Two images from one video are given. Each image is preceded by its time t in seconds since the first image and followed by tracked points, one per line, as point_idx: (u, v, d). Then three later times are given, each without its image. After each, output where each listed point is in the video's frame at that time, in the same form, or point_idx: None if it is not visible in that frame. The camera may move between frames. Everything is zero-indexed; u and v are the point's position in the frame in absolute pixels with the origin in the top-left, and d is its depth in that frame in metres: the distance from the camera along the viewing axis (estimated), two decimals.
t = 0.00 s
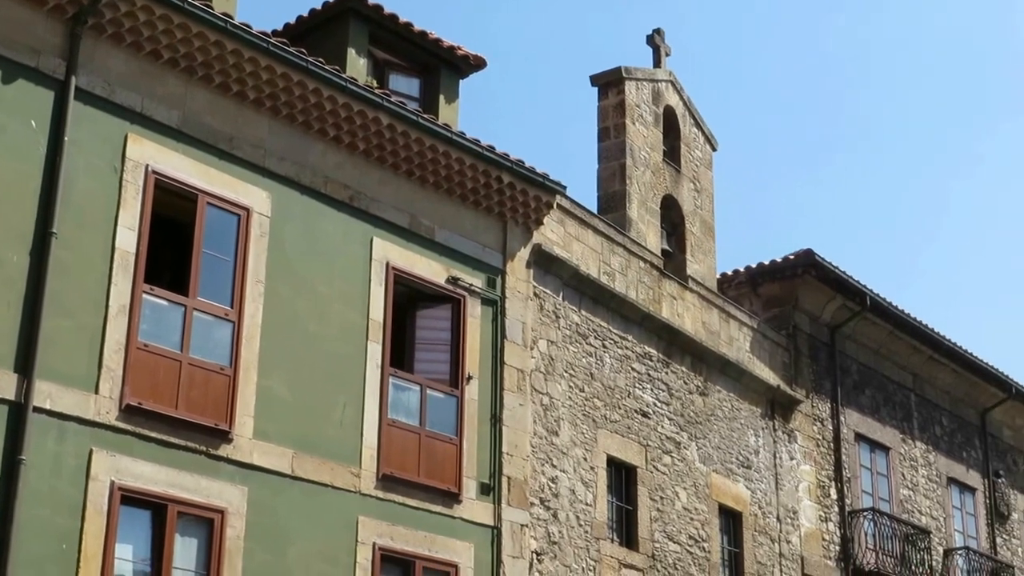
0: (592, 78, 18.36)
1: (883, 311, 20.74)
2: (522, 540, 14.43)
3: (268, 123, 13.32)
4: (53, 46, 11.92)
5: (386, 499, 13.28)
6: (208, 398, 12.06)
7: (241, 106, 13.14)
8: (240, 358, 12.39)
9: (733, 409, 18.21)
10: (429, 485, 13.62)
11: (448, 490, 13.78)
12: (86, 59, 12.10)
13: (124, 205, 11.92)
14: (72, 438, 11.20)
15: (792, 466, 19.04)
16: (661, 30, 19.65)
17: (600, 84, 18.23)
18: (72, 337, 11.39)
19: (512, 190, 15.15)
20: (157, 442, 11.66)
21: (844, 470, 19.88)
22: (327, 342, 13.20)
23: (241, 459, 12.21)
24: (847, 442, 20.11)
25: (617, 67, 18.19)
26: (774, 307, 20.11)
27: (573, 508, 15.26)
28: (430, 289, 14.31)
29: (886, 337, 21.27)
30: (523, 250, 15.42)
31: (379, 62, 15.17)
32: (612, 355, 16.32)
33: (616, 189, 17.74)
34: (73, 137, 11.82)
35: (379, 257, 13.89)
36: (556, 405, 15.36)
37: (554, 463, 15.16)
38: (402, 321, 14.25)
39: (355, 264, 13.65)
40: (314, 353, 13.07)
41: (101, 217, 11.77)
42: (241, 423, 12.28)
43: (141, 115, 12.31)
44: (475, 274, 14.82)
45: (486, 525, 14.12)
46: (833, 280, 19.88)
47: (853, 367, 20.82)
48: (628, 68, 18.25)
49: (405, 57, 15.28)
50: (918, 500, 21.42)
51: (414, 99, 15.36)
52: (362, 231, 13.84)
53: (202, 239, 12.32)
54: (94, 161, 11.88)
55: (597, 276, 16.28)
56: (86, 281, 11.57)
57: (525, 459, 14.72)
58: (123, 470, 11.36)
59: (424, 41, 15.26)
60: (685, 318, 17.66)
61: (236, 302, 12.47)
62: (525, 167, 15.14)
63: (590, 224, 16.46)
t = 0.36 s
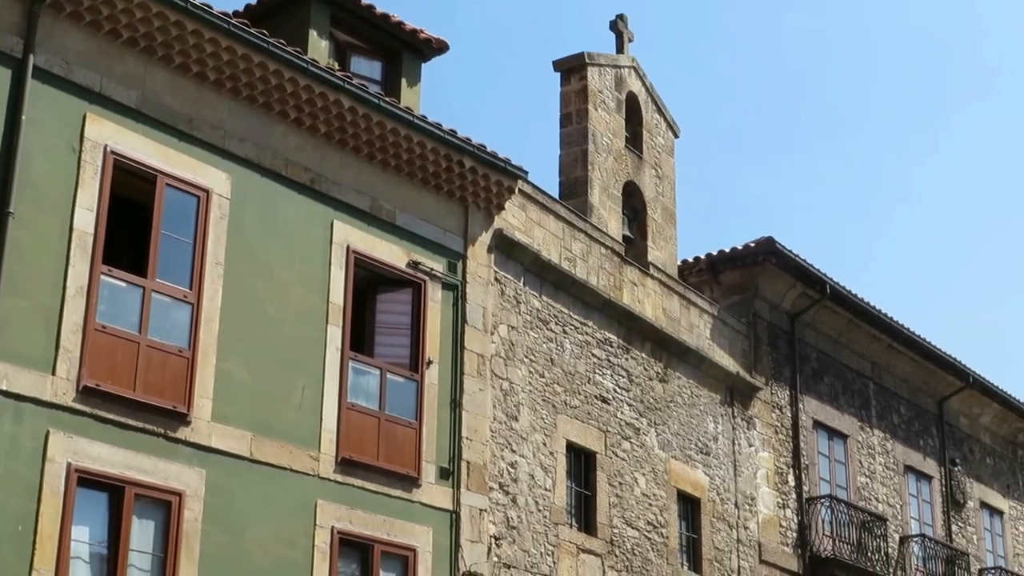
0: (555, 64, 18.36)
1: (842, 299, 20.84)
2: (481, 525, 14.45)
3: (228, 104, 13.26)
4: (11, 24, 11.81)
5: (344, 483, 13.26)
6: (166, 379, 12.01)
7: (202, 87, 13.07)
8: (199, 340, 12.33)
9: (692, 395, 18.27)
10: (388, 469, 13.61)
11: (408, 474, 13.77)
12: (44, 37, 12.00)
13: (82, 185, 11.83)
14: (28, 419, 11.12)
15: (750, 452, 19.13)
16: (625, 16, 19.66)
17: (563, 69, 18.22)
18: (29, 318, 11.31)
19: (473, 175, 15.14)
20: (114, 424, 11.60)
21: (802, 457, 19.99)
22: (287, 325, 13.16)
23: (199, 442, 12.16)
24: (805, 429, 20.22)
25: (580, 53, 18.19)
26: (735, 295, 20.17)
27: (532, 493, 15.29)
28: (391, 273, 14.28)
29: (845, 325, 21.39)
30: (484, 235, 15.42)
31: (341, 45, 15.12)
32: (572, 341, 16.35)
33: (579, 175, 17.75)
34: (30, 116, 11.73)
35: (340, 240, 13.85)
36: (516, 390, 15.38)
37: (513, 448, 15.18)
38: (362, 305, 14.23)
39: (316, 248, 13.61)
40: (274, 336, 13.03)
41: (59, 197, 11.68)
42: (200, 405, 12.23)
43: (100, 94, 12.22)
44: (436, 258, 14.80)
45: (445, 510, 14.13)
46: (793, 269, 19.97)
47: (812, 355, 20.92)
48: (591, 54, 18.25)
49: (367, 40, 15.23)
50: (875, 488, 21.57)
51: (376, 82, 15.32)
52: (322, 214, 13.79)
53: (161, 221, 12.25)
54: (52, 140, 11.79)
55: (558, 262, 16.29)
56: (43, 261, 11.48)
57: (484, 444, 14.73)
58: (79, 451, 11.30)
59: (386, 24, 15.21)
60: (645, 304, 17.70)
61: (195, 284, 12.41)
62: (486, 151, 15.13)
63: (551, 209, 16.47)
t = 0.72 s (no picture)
0: (524, 49, 18.34)
1: (809, 287, 20.92)
2: (447, 509, 14.45)
3: (195, 86, 13.19)
4: None
5: (311, 467, 13.24)
6: (131, 362, 11.96)
7: (169, 68, 13.00)
8: (164, 323, 12.28)
9: (659, 382, 18.31)
10: (354, 453, 13.59)
11: (374, 459, 13.76)
12: (10, 16, 11.89)
13: (47, 166, 11.75)
14: None
15: (717, 439, 19.19)
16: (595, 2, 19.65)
17: (532, 55, 18.20)
18: None
19: (442, 159, 15.12)
20: (78, 406, 11.55)
21: (768, 444, 20.08)
22: (253, 308, 13.12)
23: (165, 425, 12.12)
24: (771, 417, 20.30)
25: (550, 38, 18.17)
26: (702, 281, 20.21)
27: (498, 478, 15.30)
28: (358, 257, 14.25)
29: (812, 313, 21.48)
30: (453, 220, 15.40)
31: (310, 28, 15.07)
32: (540, 327, 16.36)
33: (547, 160, 17.74)
34: None
35: (307, 224, 13.80)
36: (483, 375, 15.38)
37: (480, 433, 15.18)
38: (329, 289, 14.19)
39: (283, 231, 13.56)
40: (241, 320, 12.98)
41: (23, 178, 11.59)
42: (165, 388, 12.19)
43: (65, 74, 12.13)
44: (403, 243, 14.78)
45: (411, 495, 14.12)
46: (760, 256, 20.03)
47: (778, 342, 20.99)
48: (560, 39, 18.23)
49: (336, 23, 15.18)
50: (840, 475, 21.68)
51: (344, 65, 15.27)
52: (289, 197, 13.75)
53: (127, 202, 12.19)
54: (17, 120, 11.69)
55: (526, 247, 16.29)
56: (8, 242, 11.39)
57: (451, 429, 14.73)
58: (43, 434, 11.24)
59: (355, 7, 15.15)
60: (613, 290, 17.73)
61: (161, 267, 12.35)
62: (455, 136, 15.12)
63: (519, 194, 16.46)
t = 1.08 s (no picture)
0: (501, 34, 18.31)
1: (783, 274, 20.97)
2: (421, 495, 14.45)
3: (170, 69, 13.13)
4: None
5: (284, 452, 13.22)
6: (104, 346, 11.91)
7: (143, 51, 12.93)
8: (138, 307, 12.23)
9: (633, 368, 18.34)
10: (327, 438, 13.57)
11: (347, 444, 13.75)
12: None
13: (19, 148, 11.67)
14: None
15: (690, 426, 19.23)
16: None
17: (508, 40, 18.17)
18: None
19: (417, 144, 15.10)
20: (50, 390, 11.50)
21: (741, 431, 20.14)
22: (228, 292, 13.07)
23: (138, 409, 12.08)
24: (745, 404, 20.36)
25: (526, 24, 18.14)
26: (677, 269, 20.23)
27: (472, 464, 15.30)
28: (333, 242, 14.22)
29: (786, 301, 21.54)
30: (428, 205, 15.38)
31: (285, 12, 15.03)
32: (514, 313, 16.36)
33: (523, 146, 17.73)
34: None
35: (282, 208, 13.76)
36: (457, 360, 15.37)
37: (454, 419, 15.18)
38: (304, 274, 14.16)
39: (258, 215, 13.51)
40: (215, 304, 12.94)
41: None
42: (138, 372, 12.14)
43: (39, 56, 12.05)
44: (379, 228, 14.75)
45: (385, 480, 14.12)
46: (735, 243, 20.07)
47: (753, 330, 21.05)
48: (537, 25, 18.21)
49: (312, 7, 15.13)
50: (812, 462, 21.77)
51: (320, 49, 15.22)
52: (264, 181, 13.70)
53: (100, 186, 12.12)
54: None
55: (501, 233, 16.28)
56: None
57: (425, 414, 14.72)
58: (16, 417, 11.18)
59: None
60: (588, 277, 17.74)
61: (135, 250, 12.30)
62: (430, 121, 15.09)
63: (495, 180, 16.45)
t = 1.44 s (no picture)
0: (484, 20, 18.26)
1: (765, 262, 20.99)
2: (402, 482, 14.44)
3: (151, 53, 13.06)
4: None
5: (265, 438, 13.18)
6: (84, 331, 11.85)
7: (124, 34, 12.86)
8: (118, 292, 12.17)
9: (615, 355, 18.35)
10: (309, 424, 13.55)
11: (328, 431, 13.73)
12: None
13: None
14: None
15: (671, 413, 19.25)
16: None
17: (491, 26, 18.12)
18: None
19: (399, 130, 15.06)
20: (30, 374, 11.44)
21: (722, 419, 20.17)
22: (209, 278, 13.03)
23: (118, 395, 12.04)
24: (725, 391, 20.38)
25: (510, 10, 18.08)
26: (659, 256, 20.23)
27: (453, 451, 15.29)
28: (315, 228, 14.17)
29: (767, 289, 21.57)
30: (409, 191, 15.34)
31: None
32: (496, 300, 16.34)
33: (505, 133, 17.70)
34: None
35: (263, 193, 13.71)
36: (439, 347, 15.35)
37: (435, 405, 15.16)
38: (285, 259, 14.12)
39: (239, 200, 13.46)
40: (196, 290, 12.89)
41: None
42: (118, 357, 12.09)
43: (19, 39, 11.95)
44: (361, 214, 14.71)
45: (366, 466, 14.10)
46: (717, 231, 20.08)
47: (734, 318, 21.07)
48: (520, 11, 18.15)
49: None
50: (792, 450, 21.82)
51: (302, 34, 15.16)
52: (245, 166, 13.64)
53: (80, 170, 12.06)
54: None
55: (483, 220, 16.25)
56: None
57: (407, 401, 14.70)
58: None
59: None
60: (570, 264, 17.72)
61: (115, 235, 12.24)
62: (413, 107, 15.05)
63: (477, 167, 16.41)
